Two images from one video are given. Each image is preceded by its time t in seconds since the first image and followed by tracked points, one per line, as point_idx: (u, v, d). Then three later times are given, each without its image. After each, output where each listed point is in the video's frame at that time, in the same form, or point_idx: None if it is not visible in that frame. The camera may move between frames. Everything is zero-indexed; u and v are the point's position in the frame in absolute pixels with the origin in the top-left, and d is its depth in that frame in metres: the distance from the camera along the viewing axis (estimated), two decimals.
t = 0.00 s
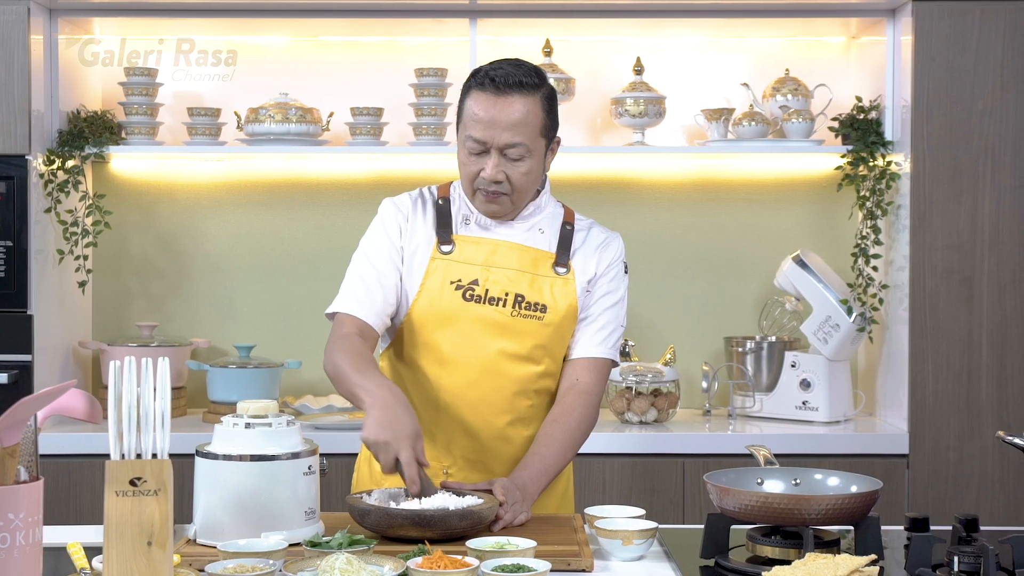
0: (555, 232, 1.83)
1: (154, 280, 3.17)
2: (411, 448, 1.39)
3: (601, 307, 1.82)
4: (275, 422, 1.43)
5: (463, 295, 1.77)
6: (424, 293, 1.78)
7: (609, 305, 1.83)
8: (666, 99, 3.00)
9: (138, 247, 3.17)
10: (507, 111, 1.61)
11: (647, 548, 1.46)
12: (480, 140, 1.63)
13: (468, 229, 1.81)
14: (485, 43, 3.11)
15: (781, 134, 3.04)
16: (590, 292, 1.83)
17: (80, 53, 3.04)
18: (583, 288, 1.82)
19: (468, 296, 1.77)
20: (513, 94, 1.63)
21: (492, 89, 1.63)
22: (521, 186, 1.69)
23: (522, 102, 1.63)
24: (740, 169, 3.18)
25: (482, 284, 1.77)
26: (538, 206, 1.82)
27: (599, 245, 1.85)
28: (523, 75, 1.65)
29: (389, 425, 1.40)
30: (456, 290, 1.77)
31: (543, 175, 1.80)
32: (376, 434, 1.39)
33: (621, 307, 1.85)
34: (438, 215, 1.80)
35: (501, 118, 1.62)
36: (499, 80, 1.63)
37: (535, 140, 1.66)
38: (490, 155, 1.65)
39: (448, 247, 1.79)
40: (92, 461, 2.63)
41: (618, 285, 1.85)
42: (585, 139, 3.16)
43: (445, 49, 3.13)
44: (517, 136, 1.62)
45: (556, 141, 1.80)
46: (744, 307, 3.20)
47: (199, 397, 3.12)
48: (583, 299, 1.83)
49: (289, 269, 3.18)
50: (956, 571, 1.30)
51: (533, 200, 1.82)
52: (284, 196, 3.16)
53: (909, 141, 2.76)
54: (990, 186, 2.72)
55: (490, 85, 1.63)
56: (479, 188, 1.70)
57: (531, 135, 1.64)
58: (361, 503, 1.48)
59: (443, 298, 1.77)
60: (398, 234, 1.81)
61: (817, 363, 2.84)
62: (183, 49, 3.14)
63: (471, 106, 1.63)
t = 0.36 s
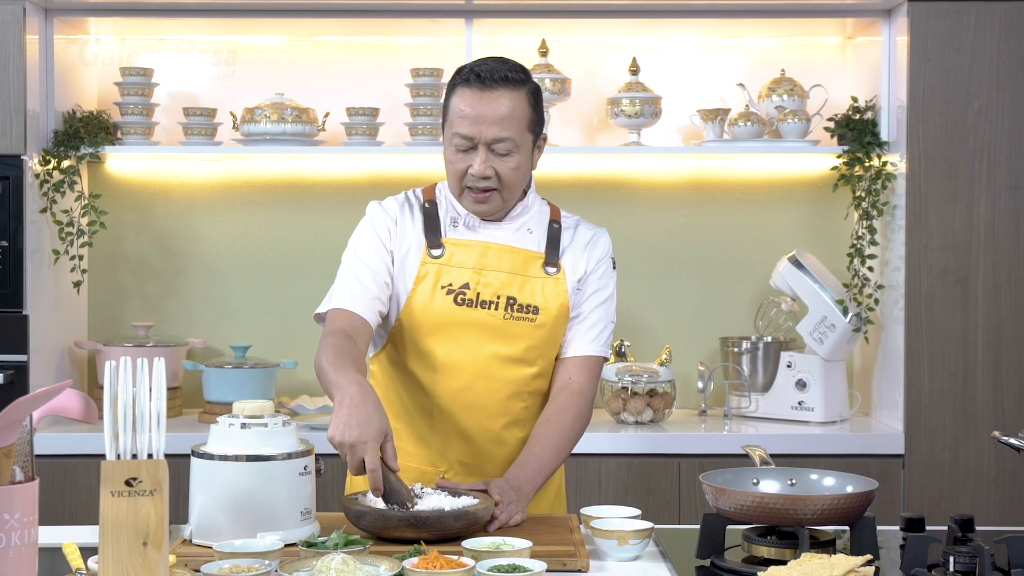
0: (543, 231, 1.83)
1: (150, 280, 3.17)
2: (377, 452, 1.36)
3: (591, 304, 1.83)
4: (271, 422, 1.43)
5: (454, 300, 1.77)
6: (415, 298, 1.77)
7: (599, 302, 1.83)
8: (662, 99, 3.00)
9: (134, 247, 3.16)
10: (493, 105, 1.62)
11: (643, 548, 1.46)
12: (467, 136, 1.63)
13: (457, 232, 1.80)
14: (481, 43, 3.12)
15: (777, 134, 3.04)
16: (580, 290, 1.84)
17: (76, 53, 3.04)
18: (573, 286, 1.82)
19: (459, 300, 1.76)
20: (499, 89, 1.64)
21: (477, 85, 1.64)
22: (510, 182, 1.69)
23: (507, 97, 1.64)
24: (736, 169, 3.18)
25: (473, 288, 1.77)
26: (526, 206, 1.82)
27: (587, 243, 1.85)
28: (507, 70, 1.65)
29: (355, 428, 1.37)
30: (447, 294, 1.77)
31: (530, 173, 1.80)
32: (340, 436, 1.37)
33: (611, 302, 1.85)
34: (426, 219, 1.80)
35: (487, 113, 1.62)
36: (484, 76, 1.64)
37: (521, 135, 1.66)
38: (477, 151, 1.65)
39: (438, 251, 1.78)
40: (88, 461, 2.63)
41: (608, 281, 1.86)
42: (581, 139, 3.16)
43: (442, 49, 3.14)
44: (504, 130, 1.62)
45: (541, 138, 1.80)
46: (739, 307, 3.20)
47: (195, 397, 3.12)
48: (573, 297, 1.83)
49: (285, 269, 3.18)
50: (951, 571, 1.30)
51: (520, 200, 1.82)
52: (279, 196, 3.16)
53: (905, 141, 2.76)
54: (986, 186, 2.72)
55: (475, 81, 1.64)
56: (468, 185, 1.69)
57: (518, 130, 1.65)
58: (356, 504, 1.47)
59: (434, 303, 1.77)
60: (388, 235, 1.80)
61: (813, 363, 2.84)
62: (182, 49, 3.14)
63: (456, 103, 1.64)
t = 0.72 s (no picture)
0: (537, 233, 1.83)
1: (147, 280, 3.17)
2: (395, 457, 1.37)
3: (586, 307, 1.84)
4: (267, 422, 1.43)
5: (449, 303, 1.76)
6: (410, 302, 1.77)
7: (593, 304, 1.84)
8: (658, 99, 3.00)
9: (131, 247, 3.16)
10: (483, 103, 1.62)
11: (639, 549, 1.46)
12: (456, 134, 1.63)
13: (451, 235, 1.80)
14: (478, 44, 3.12)
15: (774, 134, 3.04)
16: (575, 292, 1.84)
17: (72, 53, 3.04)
18: (568, 289, 1.83)
19: (454, 304, 1.76)
20: (489, 88, 1.64)
21: (468, 84, 1.64)
22: (500, 181, 1.68)
23: (498, 96, 1.64)
24: (733, 169, 3.18)
25: (467, 291, 1.77)
26: (519, 207, 1.82)
27: (581, 245, 1.85)
28: (498, 70, 1.66)
29: (374, 432, 1.38)
30: (442, 297, 1.77)
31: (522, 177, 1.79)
32: (356, 438, 1.38)
33: (605, 303, 1.87)
34: (419, 221, 1.79)
35: (478, 111, 1.62)
36: (475, 75, 1.64)
37: (512, 134, 1.65)
38: (467, 150, 1.65)
39: (431, 254, 1.78)
40: (85, 461, 2.63)
41: (602, 282, 1.87)
42: (578, 140, 3.16)
43: (439, 49, 3.14)
44: (494, 128, 1.62)
45: (535, 141, 1.79)
46: (736, 307, 3.20)
47: (192, 397, 3.12)
48: (568, 300, 1.84)
49: (282, 270, 3.18)
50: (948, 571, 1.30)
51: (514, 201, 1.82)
52: (276, 196, 3.16)
53: (901, 142, 2.76)
54: (983, 187, 2.73)
55: (466, 80, 1.64)
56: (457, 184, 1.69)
57: (508, 129, 1.64)
58: (352, 505, 1.47)
59: (429, 306, 1.76)
60: (378, 238, 1.79)
61: (809, 363, 2.85)
62: (182, 49, 3.14)
63: (447, 101, 1.64)
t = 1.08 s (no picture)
0: (535, 234, 1.83)
1: (145, 281, 3.17)
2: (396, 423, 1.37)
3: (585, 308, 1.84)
4: (265, 422, 1.43)
5: (448, 305, 1.76)
6: (410, 304, 1.77)
7: (591, 305, 1.85)
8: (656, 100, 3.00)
9: (129, 247, 3.16)
10: (484, 106, 1.62)
11: (637, 549, 1.46)
12: (457, 137, 1.63)
13: (450, 237, 1.80)
14: (476, 44, 3.12)
15: (771, 135, 3.05)
16: (574, 294, 1.84)
17: (69, 52, 3.04)
18: (567, 290, 1.82)
19: (454, 306, 1.76)
20: (490, 90, 1.64)
21: (469, 86, 1.64)
22: (500, 184, 1.68)
23: (499, 98, 1.64)
24: (730, 170, 3.18)
25: (467, 293, 1.76)
26: (519, 209, 1.82)
27: (579, 247, 1.85)
28: (499, 72, 1.66)
29: (373, 398, 1.37)
30: (441, 299, 1.76)
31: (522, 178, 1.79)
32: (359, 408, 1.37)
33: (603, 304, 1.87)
34: (419, 223, 1.79)
35: (478, 114, 1.62)
36: (476, 77, 1.65)
37: (513, 136, 1.66)
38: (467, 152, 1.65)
39: (431, 257, 1.77)
40: (83, 461, 2.63)
41: (600, 284, 1.87)
42: (576, 140, 3.16)
43: (436, 50, 3.14)
44: (495, 130, 1.63)
45: (535, 143, 1.79)
46: (734, 308, 3.20)
47: (189, 398, 3.12)
48: (567, 301, 1.84)
49: (280, 270, 3.18)
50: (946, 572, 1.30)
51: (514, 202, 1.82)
52: (274, 196, 3.16)
53: (899, 143, 2.76)
54: (980, 187, 2.73)
55: (467, 82, 1.64)
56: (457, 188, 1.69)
57: (509, 131, 1.65)
58: (350, 504, 1.47)
59: (428, 308, 1.76)
60: (380, 242, 1.78)
61: (807, 364, 2.84)
62: (182, 49, 3.14)
63: (448, 104, 1.64)
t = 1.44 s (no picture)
0: (534, 234, 1.83)
1: (141, 281, 3.17)
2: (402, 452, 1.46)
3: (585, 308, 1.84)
4: (262, 423, 1.43)
5: (443, 301, 1.76)
6: (405, 300, 1.77)
7: (591, 307, 1.84)
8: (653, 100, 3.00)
9: (125, 248, 3.16)
10: (474, 95, 1.63)
11: (633, 550, 1.46)
12: (447, 126, 1.63)
13: (447, 234, 1.80)
14: (473, 45, 3.12)
15: (769, 136, 3.05)
16: (573, 295, 1.84)
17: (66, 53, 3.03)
18: (566, 290, 1.83)
19: (448, 303, 1.76)
20: (481, 81, 1.65)
21: (460, 78, 1.65)
22: (492, 175, 1.67)
23: (489, 89, 1.65)
24: (727, 171, 3.18)
25: (461, 290, 1.76)
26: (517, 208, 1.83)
27: (579, 246, 1.85)
28: (490, 65, 1.68)
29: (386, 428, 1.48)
30: (436, 295, 1.76)
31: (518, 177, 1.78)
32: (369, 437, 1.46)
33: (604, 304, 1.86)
34: (415, 220, 1.79)
35: (470, 104, 1.63)
36: (467, 70, 1.66)
37: (504, 126, 1.65)
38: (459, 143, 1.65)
39: (427, 253, 1.77)
40: (79, 462, 2.63)
41: (599, 286, 1.87)
42: (574, 141, 3.16)
43: (433, 50, 3.14)
44: (486, 119, 1.63)
45: (531, 140, 1.79)
46: (731, 308, 3.20)
47: (185, 398, 3.12)
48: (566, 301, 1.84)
49: (277, 270, 3.18)
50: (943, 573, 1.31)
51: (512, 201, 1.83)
52: (271, 197, 3.15)
53: (896, 144, 2.77)
54: (976, 188, 2.73)
55: (459, 74, 1.66)
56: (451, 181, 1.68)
57: (500, 121, 1.64)
58: (346, 505, 1.47)
59: (423, 305, 1.76)
60: (377, 241, 1.79)
61: (804, 365, 2.85)
62: (182, 50, 3.14)
63: (439, 96, 1.65)
